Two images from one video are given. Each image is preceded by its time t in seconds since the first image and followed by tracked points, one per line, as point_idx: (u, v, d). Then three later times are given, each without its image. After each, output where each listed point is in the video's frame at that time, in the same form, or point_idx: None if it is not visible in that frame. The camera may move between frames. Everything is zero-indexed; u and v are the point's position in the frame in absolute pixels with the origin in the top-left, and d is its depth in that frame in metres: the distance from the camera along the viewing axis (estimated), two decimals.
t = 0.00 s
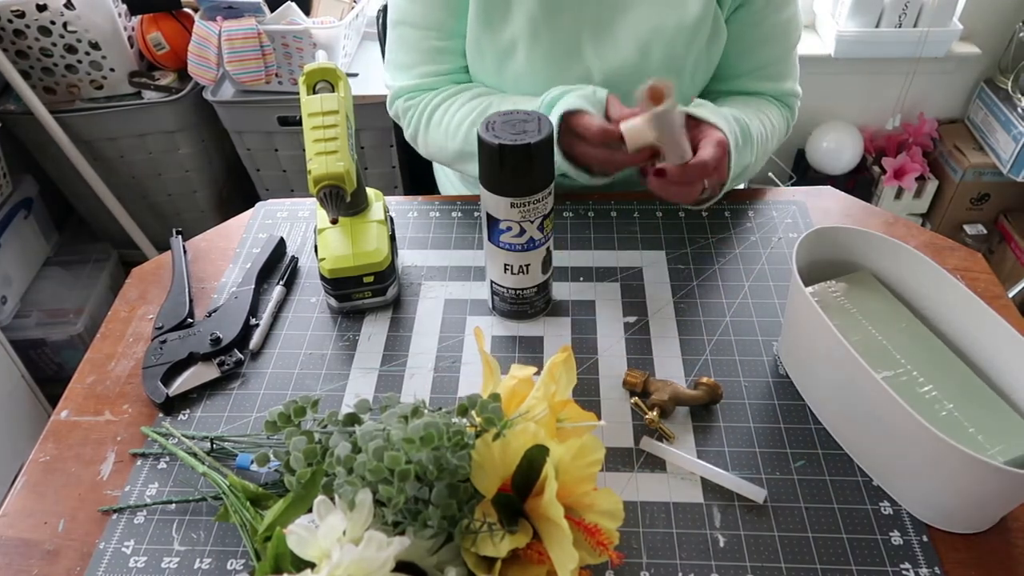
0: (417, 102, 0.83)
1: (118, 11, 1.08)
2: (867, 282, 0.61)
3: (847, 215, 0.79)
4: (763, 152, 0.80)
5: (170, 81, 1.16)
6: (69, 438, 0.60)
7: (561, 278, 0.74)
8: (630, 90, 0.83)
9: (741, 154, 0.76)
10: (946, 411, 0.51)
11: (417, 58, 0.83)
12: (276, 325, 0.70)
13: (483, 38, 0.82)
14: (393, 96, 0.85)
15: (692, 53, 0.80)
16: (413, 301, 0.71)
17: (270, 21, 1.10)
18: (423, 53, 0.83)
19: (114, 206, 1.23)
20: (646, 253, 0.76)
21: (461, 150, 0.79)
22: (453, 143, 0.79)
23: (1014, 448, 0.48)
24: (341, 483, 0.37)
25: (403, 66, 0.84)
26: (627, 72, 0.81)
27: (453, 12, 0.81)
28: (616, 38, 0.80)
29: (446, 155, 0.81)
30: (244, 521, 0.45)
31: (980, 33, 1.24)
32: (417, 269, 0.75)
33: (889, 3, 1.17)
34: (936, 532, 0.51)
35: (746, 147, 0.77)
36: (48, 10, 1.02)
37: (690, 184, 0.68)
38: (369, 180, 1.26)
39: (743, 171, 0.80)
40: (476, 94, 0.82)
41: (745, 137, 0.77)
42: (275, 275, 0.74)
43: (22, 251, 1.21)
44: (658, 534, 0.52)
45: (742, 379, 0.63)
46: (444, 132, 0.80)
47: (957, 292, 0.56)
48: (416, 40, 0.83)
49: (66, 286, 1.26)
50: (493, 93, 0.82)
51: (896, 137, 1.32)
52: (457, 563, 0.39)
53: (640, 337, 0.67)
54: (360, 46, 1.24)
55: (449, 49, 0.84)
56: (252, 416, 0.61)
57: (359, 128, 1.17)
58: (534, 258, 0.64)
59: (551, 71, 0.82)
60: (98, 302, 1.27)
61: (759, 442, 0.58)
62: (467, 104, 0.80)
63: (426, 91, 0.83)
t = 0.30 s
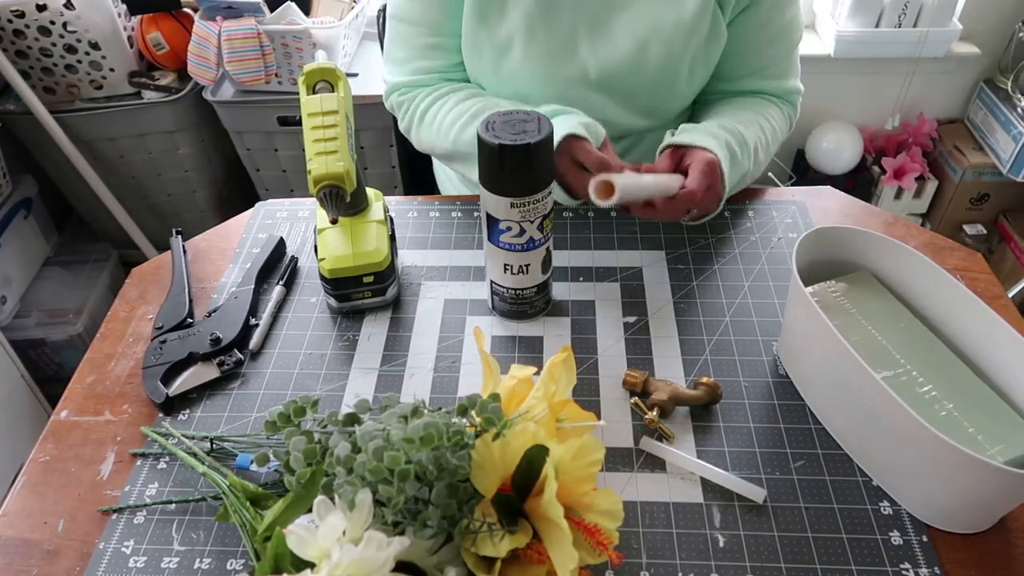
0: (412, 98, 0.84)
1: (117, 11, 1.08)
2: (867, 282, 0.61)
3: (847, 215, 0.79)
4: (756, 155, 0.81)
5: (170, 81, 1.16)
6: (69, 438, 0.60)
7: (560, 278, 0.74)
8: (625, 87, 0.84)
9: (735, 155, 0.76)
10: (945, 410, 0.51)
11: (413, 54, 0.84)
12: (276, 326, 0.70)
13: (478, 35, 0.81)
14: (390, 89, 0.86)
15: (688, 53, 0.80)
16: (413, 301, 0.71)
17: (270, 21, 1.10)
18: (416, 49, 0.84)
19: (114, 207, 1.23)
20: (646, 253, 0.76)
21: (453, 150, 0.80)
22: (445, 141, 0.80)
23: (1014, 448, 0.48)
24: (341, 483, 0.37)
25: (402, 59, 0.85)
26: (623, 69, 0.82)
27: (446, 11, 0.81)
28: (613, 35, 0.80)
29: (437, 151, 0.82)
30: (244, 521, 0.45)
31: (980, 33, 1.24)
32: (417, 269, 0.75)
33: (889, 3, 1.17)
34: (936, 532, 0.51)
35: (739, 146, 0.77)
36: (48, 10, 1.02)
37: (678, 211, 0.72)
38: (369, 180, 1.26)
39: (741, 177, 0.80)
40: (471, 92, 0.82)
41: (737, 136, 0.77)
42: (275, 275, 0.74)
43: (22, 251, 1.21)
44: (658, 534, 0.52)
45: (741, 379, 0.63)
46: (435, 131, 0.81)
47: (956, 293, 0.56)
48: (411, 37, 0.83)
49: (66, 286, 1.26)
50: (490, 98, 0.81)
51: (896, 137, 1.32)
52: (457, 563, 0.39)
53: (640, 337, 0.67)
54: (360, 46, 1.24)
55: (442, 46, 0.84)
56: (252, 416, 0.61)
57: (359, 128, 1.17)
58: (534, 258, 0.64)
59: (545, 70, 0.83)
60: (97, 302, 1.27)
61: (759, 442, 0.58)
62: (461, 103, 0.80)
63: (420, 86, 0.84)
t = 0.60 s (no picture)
0: (392, 82, 0.85)
1: (117, 11, 1.09)
2: (866, 282, 0.61)
3: (847, 215, 0.79)
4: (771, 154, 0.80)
5: (170, 81, 1.17)
6: (69, 438, 0.60)
7: (560, 278, 0.74)
8: (625, 87, 0.83)
9: (749, 161, 0.75)
10: (945, 410, 0.51)
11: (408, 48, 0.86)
12: (276, 326, 0.70)
13: (479, 31, 0.82)
14: (375, 74, 0.88)
15: (688, 53, 0.80)
16: (413, 301, 0.71)
17: (270, 21, 1.10)
18: (405, 41, 0.86)
19: (114, 207, 1.23)
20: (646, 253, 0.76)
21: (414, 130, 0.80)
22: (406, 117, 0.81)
23: (1013, 448, 0.48)
24: (341, 483, 0.37)
25: (390, 50, 0.87)
26: (623, 68, 0.81)
27: (436, 9, 0.83)
28: (612, 34, 0.80)
29: (403, 131, 0.84)
30: (244, 522, 0.45)
31: (980, 33, 1.24)
32: (416, 269, 0.75)
33: (888, 3, 1.17)
34: (935, 532, 0.51)
35: (750, 152, 0.77)
36: (47, 10, 1.02)
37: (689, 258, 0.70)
38: (368, 180, 1.26)
39: (763, 180, 0.78)
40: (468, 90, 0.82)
41: (743, 143, 0.77)
42: (275, 275, 0.74)
43: (22, 251, 1.21)
44: (657, 534, 0.52)
45: (741, 379, 0.63)
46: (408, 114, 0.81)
47: (957, 293, 0.56)
48: (402, 29, 0.85)
49: (66, 286, 1.26)
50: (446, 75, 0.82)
51: (896, 137, 1.32)
52: (457, 563, 0.39)
53: (640, 337, 0.67)
54: (359, 46, 1.24)
55: (432, 40, 0.85)
56: (252, 416, 0.61)
57: (359, 128, 1.17)
58: (534, 258, 0.63)
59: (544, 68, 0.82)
60: (97, 302, 1.27)
61: (759, 442, 0.58)
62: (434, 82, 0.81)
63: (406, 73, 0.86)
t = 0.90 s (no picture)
0: (387, 81, 0.86)
1: (117, 11, 1.09)
2: (866, 282, 0.61)
3: (847, 215, 0.79)
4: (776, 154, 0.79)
5: (170, 81, 1.17)
6: (69, 438, 0.60)
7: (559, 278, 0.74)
8: (627, 89, 0.83)
9: (753, 168, 0.75)
10: (945, 410, 0.51)
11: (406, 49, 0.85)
12: (276, 326, 0.70)
13: (480, 36, 0.83)
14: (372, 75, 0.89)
15: (690, 55, 0.80)
16: (413, 301, 0.71)
17: (270, 21, 1.10)
18: (402, 43, 0.85)
19: (114, 207, 1.23)
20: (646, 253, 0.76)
21: (407, 127, 0.81)
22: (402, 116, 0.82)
23: (1014, 448, 0.48)
24: (341, 483, 0.37)
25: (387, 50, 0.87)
26: (625, 71, 0.81)
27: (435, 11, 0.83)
28: (615, 36, 0.80)
29: (398, 129, 0.84)
30: (244, 521, 0.45)
31: (979, 33, 1.24)
32: (416, 269, 0.75)
33: (888, 3, 1.17)
34: (935, 532, 0.51)
35: (752, 158, 0.76)
36: (47, 10, 1.02)
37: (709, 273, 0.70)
38: (368, 180, 1.26)
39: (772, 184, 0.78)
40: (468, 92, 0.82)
41: (742, 149, 0.77)
42: (275, 275, 0.74)
43: (22, 251, 1.21)
44: (657, 534, 0.52)
45: (741, 379, 0.63)
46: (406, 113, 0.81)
47: (956, 293, 0.56)
48: (399, 31, 0.85)
49: (66, 286, 1.26)
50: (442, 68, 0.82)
51: (896, 137, 1.32)
52: (457, 563, 0.39)
53: (639, 337, 0.67)
54: (359, 46, 1.24)
55: (431, 44, 0.85)
56: (252, 416, 0.61)
57: (359, 128, 1.17)
58: (559, 212, 0.58)
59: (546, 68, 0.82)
60: (97, 302, 1.27)
61: (759, 442, 0.58)
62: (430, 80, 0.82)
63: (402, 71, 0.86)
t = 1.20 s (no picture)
0: (386, 83, 0.87)
1: (117, 11, 1.08)
2: (866, 282, 0.61)
3: (847, 215, 0.79)
4: (767, 157, 0.80)
5: (170, 81, 1.17)
6: (69, 438, 0.60)
7: (558, 278, 0.74)
8: (627, 91, 0.83)
9: (736, 164, 0.76)
10: (945, 410, 0.51)
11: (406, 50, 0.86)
12: (276, 326, 0.70)
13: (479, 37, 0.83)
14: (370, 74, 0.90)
15: (692, 56, 0.80)
16: (413, 301, 0.71)
17: (270, 21, 1.10)
18: (402, 44, 0.85)
19: (114, 207, 1.23)
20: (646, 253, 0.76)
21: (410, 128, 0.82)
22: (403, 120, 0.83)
23: (1014, 448, 0.48)
24: (341, 483, 0.37)
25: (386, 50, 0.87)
26: (626, 72, 0.81)
27: (431, 12, 0.82)
28: (616, 36, 0.80)
29: (399, 132, 0.86)
30: (244, 522, 0.45)
31: (979, 33, 1.24)
32: (416, 269, 0.75)
33: (889, 3, 1.17)
34: (935, 532, 0.51)
35: (735, 157, 0.77)
36: (47, 10, 1.02)
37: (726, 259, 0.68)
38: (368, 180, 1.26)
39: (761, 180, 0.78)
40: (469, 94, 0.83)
41: (722, 151, 0.78)
42: (275, 275, 0.74)
43: (22, 251, 1.21)
44: (657, 534, 0.52)
45: (741, 379, 0.63)
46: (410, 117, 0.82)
47: (956, 292, 0.56)
48: (398, 32, 0.85)
49: (66, 286, 1.26)
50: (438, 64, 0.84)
51: (896, 137, 1.32)
52: (457, 563, 0.39)
53: (639, 337, 0.67)
54: (359, 46, 1.24)
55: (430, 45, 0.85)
56: (252, 416, 0.61)
57: (359, 128, 1.16)
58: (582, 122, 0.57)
59: (547, 64, 0.83)
60: (97, 302, 1.27)
61: (759, 442, 0.58)
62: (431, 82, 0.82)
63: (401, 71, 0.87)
